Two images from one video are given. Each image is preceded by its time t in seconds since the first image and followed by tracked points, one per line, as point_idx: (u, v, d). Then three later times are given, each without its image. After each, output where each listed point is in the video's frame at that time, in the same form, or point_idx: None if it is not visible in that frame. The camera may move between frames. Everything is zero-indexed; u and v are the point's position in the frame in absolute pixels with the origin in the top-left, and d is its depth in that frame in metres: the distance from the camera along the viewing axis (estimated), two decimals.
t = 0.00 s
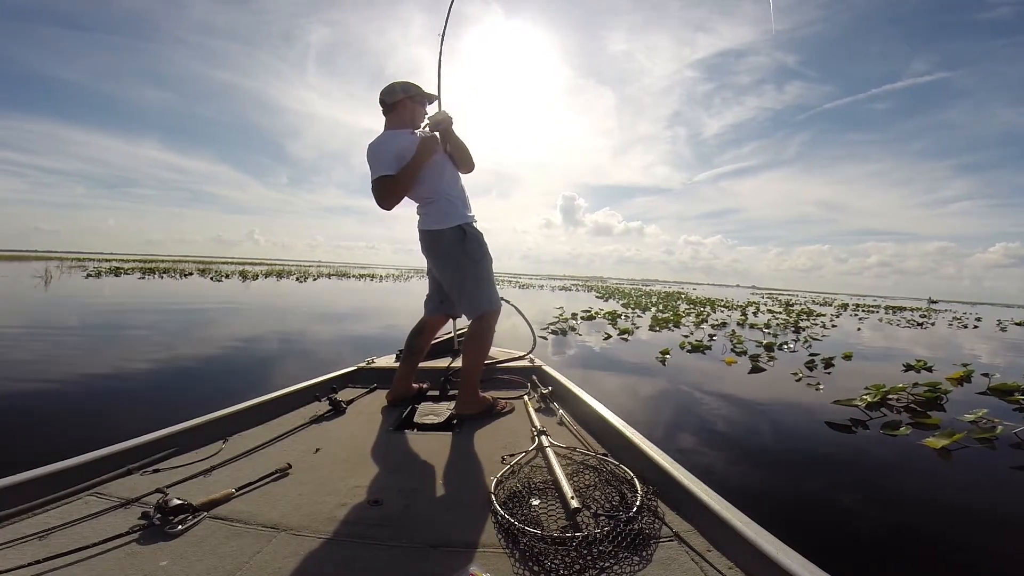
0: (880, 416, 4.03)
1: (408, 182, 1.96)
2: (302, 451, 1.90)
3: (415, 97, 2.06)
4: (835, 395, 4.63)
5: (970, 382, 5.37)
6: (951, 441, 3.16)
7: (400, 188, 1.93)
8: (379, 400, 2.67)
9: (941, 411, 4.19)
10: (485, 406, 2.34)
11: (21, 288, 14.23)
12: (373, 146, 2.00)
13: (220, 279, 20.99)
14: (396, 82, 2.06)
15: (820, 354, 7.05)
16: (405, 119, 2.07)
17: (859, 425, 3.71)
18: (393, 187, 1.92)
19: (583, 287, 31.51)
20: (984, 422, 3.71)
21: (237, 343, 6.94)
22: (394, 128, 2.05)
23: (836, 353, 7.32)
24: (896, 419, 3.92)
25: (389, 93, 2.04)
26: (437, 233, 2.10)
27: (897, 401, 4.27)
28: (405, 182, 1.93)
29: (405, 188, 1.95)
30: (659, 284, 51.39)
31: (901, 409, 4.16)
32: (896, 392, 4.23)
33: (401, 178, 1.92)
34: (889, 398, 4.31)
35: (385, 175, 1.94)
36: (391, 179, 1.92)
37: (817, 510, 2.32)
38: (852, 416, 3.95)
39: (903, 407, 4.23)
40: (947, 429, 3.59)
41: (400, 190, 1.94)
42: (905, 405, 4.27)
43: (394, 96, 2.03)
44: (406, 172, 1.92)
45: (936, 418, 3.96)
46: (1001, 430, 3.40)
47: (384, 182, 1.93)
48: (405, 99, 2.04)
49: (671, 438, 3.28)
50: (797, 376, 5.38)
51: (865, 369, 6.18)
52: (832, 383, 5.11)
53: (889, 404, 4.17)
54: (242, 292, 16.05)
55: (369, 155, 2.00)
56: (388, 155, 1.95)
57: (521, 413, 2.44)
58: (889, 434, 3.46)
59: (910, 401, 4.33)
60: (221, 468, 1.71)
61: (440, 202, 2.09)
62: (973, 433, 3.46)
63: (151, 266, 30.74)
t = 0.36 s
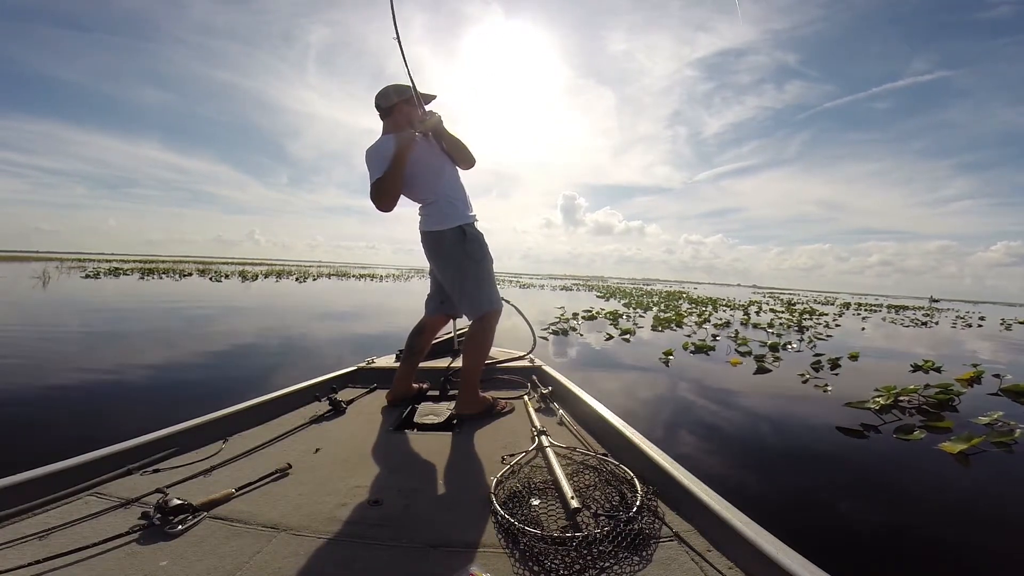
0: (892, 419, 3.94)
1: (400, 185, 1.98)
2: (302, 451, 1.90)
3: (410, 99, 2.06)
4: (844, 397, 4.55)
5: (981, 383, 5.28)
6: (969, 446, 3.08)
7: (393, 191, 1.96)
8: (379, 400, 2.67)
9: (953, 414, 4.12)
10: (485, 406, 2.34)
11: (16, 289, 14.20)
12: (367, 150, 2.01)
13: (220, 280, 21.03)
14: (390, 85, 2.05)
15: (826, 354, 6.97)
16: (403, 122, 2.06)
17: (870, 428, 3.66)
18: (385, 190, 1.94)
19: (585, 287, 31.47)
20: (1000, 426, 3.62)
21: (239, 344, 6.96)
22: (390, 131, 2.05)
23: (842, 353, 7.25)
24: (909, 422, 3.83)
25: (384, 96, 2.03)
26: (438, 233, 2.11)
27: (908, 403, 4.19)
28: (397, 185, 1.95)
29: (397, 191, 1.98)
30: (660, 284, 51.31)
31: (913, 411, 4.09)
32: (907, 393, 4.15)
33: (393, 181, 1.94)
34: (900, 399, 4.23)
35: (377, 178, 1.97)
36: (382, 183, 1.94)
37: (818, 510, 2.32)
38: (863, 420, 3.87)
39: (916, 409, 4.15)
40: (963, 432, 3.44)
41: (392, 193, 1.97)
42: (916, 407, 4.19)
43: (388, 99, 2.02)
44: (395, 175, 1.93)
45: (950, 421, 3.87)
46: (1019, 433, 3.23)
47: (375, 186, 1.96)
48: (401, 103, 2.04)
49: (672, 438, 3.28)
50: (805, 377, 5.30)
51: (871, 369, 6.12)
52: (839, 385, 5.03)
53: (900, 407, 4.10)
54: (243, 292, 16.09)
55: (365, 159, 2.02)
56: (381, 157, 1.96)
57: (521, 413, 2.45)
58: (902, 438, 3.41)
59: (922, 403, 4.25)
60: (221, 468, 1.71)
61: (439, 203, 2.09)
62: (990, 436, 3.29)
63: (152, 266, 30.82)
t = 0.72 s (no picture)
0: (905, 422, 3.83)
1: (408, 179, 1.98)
2: (302, 451, 1.90)
3: (408, 98, 2.06)
4: (852, 399, 4.45)
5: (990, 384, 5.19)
6: (986, 451, 2.97)
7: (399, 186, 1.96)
8: (379, 400, 2.67)
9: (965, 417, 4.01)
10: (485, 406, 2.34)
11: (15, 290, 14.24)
12: (366, 145, 2.01)
13: (220, 280, 21.06)
14: (388, 84, 2.06)
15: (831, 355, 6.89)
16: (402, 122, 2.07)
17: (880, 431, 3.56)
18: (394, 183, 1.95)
19: (585, 287, 31.49)
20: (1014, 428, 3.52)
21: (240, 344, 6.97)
22: (388, 130, 2.05)
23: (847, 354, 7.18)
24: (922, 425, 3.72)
25: (381, 95, 2.03)
26: (436, 233, 2.11)
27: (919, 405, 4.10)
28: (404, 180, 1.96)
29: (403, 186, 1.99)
30: (661, 284, 51.25)
31: (924, 414, 3.98)
32: (919, 395, 4.05)
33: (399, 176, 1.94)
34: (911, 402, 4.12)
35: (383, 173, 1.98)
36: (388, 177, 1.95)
37: (818, 509, 2.32)
38: (874, 422, 3.77)
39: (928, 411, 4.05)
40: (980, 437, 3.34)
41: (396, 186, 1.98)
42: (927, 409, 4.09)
43: (386, 98, 2.02)
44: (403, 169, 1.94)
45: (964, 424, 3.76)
46: None
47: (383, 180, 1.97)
48: (399, 102, 2.04)
49: (672, 437, 3.28)
50: (811, 379, 5.19)
51: (877, 370, 6.05)
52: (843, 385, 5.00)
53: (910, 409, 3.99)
54: (243, 292, 16.13)
55: (364, 154, 2.02)
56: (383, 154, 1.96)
57: (521, 413, 2.45)
58: (914, 441, 3.29)
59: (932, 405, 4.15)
60: (221, 468, 1.71)
61: (438, 203, 2.09)
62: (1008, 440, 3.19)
63: (152, 267, 30.90)
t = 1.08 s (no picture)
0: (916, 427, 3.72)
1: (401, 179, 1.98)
2: (302, 451, 1.90)
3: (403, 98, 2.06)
4: (853, 399, 4.45)
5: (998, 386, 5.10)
6: (1004, 456, 2.86)
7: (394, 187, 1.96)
8: (379, 400, 2.68)
9: (977, 421, 3.91)
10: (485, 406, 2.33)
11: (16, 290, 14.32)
12: (365, 148, 2.03)
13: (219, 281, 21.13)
14: (384, 85, 2.06)
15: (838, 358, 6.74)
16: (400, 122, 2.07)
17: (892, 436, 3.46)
18: (386, 183, 1.93)
19: (586, 287, 31.51)
20: None
21: (240, 344, 6.98)
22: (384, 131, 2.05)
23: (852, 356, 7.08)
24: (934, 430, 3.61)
25: (378, 96, 2.04)
26: (434, 233, 2.11)
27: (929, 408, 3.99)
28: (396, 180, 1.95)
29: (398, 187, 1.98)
30: (662, 284, 51.18)
31: (935, 417, 3.89)
32: (929, 399, 3.94)
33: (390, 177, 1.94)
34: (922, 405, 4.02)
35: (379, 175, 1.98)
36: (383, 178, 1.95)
37: (818, 509, 2.32)
38: (884, 426, 3.67)
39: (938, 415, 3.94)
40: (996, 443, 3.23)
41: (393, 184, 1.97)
42: (937, 412, 3.99)
43: (382, 99, 2.03)
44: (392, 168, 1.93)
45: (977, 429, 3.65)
46: None
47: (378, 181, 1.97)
48: (394, 102, 2.04)
49: (672, 436, 3.29)
50: (818, 382, 4.97)
51: (882, 372, 5.97)
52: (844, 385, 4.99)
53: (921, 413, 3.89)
54: (244, 292, 16.15)
55: (364, 157, 2.04)
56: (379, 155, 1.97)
57: (521, 413, 2.45)
58: (930, 448, 3.18)
59: (943, 409, 4.05)
60: (220, 468, 1.71)
61: (436, 202, 2.09)
62: None
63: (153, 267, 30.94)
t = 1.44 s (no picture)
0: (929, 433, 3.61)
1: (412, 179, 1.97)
2: (302, 451, 1.90)
3: (402, 98, 2.07)
4: (856, 401, 4.43)
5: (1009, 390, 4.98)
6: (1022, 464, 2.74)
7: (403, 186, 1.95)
8: (379, 400, 2.68)
9: (991, 427, 3.80)
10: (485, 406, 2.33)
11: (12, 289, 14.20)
12: (365, 152, 2.03)
13: (216, 280, 20.96)
14: (381, 86, 2.07)
15: (843, 362, 6.65)
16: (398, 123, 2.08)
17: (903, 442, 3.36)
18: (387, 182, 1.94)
19: (587, 289, 31.46)
20: None
21: (241, 344, 6.96)
22: (383, 132, 2.05)
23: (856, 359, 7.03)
24: (948, 437, 3.50)
25: (376, 96, 2.04)
26: (434, 233, 2.11)
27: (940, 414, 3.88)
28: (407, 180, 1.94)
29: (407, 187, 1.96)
30: (663, 285, 51.08)
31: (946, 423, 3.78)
32: (941, 404, 3.82)
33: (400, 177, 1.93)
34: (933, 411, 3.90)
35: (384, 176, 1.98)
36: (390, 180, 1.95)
37: (819, 511, 2.31)
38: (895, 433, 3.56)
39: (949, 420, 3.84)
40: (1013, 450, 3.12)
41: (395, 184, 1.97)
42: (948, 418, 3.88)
43: (380, 100, 2.03)
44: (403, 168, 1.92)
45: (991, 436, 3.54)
46: None
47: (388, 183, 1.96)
48: (391, 103, 2.05)
49: (672, 438, 3.28)
50: (825, 387, 4.85)
51: (888, 375, 5.92)
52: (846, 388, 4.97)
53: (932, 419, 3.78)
54: (245, 292, 16.05)
55: (364, 161, 2.03)
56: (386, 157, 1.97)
57: (521, 413, 2.45)
58: (945, 456, 3.07)
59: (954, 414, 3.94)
60: (220, 468, 1.71)
61: (437, 202, 2.10)
62: None
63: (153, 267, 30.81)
